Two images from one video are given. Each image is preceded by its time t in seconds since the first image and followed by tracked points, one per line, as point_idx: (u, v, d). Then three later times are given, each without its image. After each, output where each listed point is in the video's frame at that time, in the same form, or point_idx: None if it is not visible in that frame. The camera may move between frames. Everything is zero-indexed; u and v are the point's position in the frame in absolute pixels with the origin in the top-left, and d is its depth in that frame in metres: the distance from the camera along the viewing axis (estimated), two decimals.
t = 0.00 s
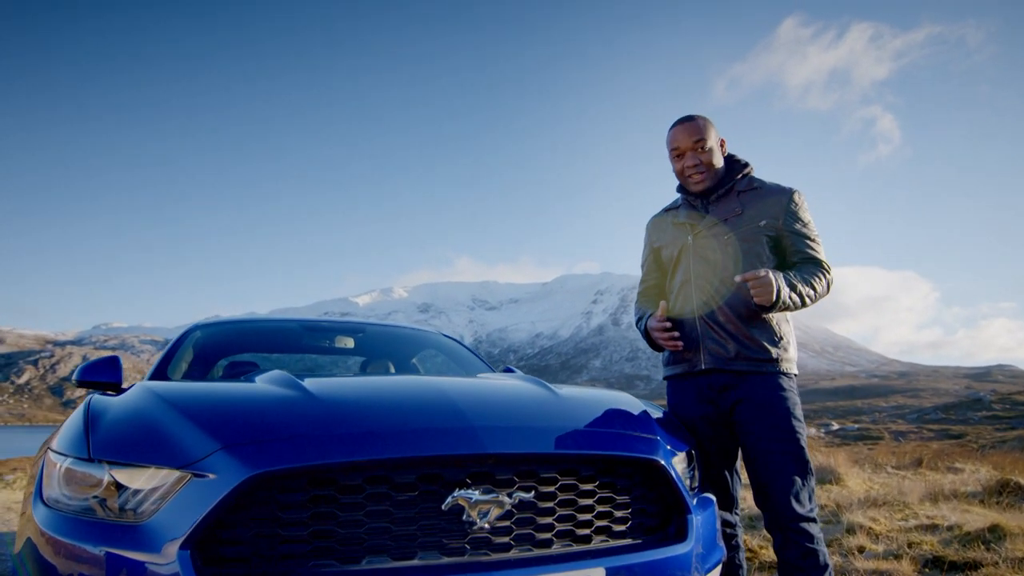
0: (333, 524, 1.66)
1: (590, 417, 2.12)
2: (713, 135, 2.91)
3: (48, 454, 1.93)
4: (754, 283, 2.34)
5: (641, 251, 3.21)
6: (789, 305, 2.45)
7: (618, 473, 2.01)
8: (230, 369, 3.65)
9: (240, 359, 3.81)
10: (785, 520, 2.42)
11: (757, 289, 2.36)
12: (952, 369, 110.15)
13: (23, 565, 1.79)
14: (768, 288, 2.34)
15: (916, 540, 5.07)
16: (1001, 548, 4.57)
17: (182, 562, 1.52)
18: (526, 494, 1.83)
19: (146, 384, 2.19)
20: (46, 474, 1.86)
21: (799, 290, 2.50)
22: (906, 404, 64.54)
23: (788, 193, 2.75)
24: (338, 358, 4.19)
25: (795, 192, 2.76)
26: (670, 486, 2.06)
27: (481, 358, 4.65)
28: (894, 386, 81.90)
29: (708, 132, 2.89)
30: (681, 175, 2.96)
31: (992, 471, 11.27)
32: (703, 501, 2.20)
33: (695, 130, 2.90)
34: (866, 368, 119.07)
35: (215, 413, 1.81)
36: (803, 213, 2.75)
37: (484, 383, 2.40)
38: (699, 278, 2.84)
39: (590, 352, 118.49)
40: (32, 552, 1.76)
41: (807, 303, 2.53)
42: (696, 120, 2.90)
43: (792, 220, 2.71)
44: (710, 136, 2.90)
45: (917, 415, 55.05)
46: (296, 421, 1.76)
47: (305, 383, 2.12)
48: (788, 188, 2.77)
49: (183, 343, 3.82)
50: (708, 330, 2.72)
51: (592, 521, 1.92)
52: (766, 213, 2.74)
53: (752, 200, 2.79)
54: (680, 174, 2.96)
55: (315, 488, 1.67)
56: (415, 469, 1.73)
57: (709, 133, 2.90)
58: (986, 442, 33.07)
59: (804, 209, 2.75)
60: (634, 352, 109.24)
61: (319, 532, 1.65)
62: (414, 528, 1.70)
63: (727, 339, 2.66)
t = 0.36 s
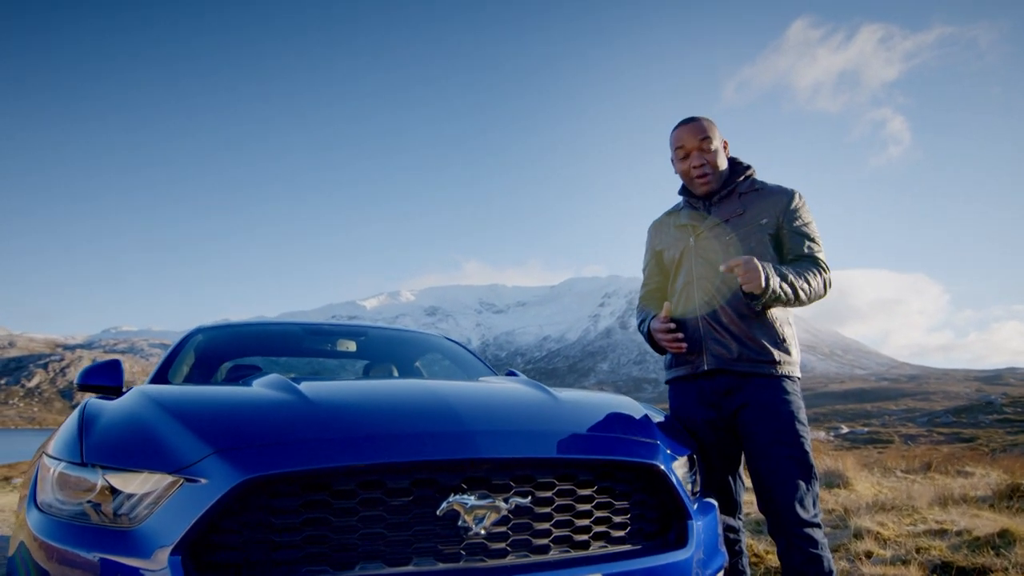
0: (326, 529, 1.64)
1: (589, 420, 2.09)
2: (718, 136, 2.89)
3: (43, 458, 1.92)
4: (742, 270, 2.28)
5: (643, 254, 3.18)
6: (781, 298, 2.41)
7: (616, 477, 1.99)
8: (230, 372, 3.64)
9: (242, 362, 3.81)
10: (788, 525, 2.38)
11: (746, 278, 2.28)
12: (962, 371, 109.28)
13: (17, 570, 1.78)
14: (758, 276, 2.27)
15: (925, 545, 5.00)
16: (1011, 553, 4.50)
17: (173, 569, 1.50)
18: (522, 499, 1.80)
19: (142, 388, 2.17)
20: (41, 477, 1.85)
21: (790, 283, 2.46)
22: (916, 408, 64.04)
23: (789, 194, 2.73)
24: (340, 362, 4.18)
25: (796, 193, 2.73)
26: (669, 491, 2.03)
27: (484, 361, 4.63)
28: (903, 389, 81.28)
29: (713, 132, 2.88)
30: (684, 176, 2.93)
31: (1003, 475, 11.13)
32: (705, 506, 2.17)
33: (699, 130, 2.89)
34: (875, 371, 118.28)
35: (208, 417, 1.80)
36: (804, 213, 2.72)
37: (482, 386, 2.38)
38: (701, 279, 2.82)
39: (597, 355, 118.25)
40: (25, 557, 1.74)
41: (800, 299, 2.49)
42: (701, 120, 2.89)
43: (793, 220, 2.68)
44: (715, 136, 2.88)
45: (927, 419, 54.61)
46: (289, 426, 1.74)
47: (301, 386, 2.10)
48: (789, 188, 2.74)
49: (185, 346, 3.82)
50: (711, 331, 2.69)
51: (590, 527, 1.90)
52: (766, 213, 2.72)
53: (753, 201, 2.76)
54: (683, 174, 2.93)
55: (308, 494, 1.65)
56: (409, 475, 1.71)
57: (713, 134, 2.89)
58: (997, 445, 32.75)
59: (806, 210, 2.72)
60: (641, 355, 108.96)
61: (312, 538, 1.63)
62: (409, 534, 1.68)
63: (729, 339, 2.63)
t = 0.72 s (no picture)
0: (319, 534, 1.62)
1: (586, 423, 2.06)
2: (709, 137, 2.88)
3: (37, 462, 1.92)
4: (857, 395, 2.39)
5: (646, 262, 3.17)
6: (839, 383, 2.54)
7: (614, 482, 1.96)
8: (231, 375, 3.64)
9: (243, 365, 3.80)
10: (789, 531, 2.35)
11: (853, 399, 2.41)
12: (972, 374, 108.45)
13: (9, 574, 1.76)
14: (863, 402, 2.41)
15: (932, 550, 4.95)
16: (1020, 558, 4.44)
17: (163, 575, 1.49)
18: (517, 504, 1.78)
19: (139, 392, 2.17)
20: (34, 481, 1.84)
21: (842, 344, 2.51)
22: (925, 411, 63.57)
23: (787, 194, 2.69)
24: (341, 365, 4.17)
25: (793, 193, 2.69)
26: (668, 496, 2.01)
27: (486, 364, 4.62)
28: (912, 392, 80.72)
29: (704, 134, 2.87)
30: (677, 178, 2.92)
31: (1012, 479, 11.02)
32: (705, 510, 2.14)
33: (691, 132, 2.88)
34: (884, 374, 117.54)
35: (201, 421, 1.79)
36: (802, 213, 2.68)
37: (479, 388, 2.36)
38: (695, 283, 2.80)
39: (604, 358, 118.01)
40: (16, 561, 1.73)
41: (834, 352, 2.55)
42: (692, 123, 2.89)
43: (790, 221, 2.64)
44: (706, 137, 2.88)
45: (937, 422, 54.19)
46: (281, 429, 1.73)
47: (295, 389, 2.09)
48: (787, 188, 2.70)
49: (185, 350, 3.81)
50: (704, 336, 2.68)
51: (587, 532, 1.87)
52: (762, 215, 2.69)
53: (749, 202, 2.73)
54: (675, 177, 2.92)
55: (300, 498, 1.63)
56: (402, 479, 1.69)
57: (704, 136, 2.88)
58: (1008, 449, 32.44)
59: (803, 210, 2.68)
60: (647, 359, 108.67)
61: (304, 543, 1.62)
62: (403, 539, 1.66)
63: (720, 342, 2.62)
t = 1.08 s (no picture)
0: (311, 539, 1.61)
1: (585, 427, 2.04)
2: (717, 140, 2.86)
3: (31, 466, 1.91)
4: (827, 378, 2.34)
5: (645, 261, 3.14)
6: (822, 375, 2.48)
7: (612, 487, 1.94)
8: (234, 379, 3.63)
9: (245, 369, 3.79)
10: (793, 536, 2.31)
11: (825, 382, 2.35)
12: (982, 378, 107.54)
13: None
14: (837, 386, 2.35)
15: (941, 555, 4.88)
16: None
17: None
18: (513, 510, 1.76)
19: (136, 396, 2.16)
20: (29, 485, 1.82)
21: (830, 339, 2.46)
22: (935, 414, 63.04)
23: (791, 199, 2.68)
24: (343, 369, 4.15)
25: (798, 197, 2.68)
26: (668, 501, 1.98)
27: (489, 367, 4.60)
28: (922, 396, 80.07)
29: (712, 137, 2.84)
30: (684, 181, 2.89)
31: None
32: (707, 516, 2.11)
33: (699, 135, 2.85)
34: (893, 377, 116.71)
35: (194, 425, 1.77)
36: (806, 217, 2.66)
37: (478, 392, 2.34)
38: (700, 285, 2.77)
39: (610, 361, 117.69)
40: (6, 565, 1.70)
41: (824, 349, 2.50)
42: (700, 125, 2.86)
43: (795, 225, 2.63)
44: (714, 141, 2.85)
45: (947, 425, 53.71)
46: (274, 433, 1.71)
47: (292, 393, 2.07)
48: (792, 193, 2.70)
49: (187, 353, 3.80)
50: (711, 339, 2.64)
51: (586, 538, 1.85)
52: (767, 219, 2.66)
53: (755, 206, 2.71)
54: (682, 179, 2.89)
55: (292, 504, 1.62)
56: (396, 484, 1.67)
57: (712, 139, 2.85)
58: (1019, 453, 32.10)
59: (808, 215, 2.67)
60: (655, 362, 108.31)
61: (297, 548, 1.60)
62: (397, 544, 1.64)
63: (729, 346, 2.59)
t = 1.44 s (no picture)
0: (303, 544, 1.59)
1: (583, 430, 2.02)
2: (716, 140, 2.84)
3: (26, 470, 1.90)
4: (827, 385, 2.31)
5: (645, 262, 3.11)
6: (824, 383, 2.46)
7: (609, 491, 1.91)
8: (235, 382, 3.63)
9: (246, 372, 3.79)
10: (794, 541, 2.28)
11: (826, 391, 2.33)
12: (993, 381, 106.66)
13: None
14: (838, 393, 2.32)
15: (949, 561, 4.82)
16: None
17: None
18: (509, 515, 1.74)
19: (132, 400, 2.15)
20: (24, 488, 1.81)
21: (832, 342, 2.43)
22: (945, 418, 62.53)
23: (792, 200, 2.65)
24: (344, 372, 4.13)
25: (799, 198, 2.65)
26: (666, 506, 1.95)
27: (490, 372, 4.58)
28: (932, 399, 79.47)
29: (711, 137, 2.82)
30: (682, 181, 2.86)
31: None
32: (708, 520, 2.09)
33: (697, 134, 2.83)
34: (903, 380, 115.91)
35: (187, 429, 1.76)
36: (807, 218, 2.63)
37: (475, 396, 2.32)
38: (700, 286, 2.74)
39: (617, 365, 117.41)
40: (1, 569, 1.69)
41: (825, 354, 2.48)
42: (698, 125, 2.85)
43: (796, 225, 2.60)
44: (714, 140, 2.83)
45: (957, 429, 53.26)
46: (267, 437, 1.70)
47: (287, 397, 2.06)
48: (792, 194, 2.67)
49: (188, 357, 3.80)
50: (711, 342, 2.62)
51: (583, 543, 1.83)
52: (767, 220, 2.64)
53: (755, 207, 2.68)
54: (681, 180, 2.87)
55: (285, 508, 1.60)
56: (390, 488, 1.66)
57: (711, 138, 2.82)
58: None
59: (809, 215, 2.64)
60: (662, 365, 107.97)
61: (289, 553, 1.59)
62: (390, 549, 1.63)
63: (728, 348, 2.56)
